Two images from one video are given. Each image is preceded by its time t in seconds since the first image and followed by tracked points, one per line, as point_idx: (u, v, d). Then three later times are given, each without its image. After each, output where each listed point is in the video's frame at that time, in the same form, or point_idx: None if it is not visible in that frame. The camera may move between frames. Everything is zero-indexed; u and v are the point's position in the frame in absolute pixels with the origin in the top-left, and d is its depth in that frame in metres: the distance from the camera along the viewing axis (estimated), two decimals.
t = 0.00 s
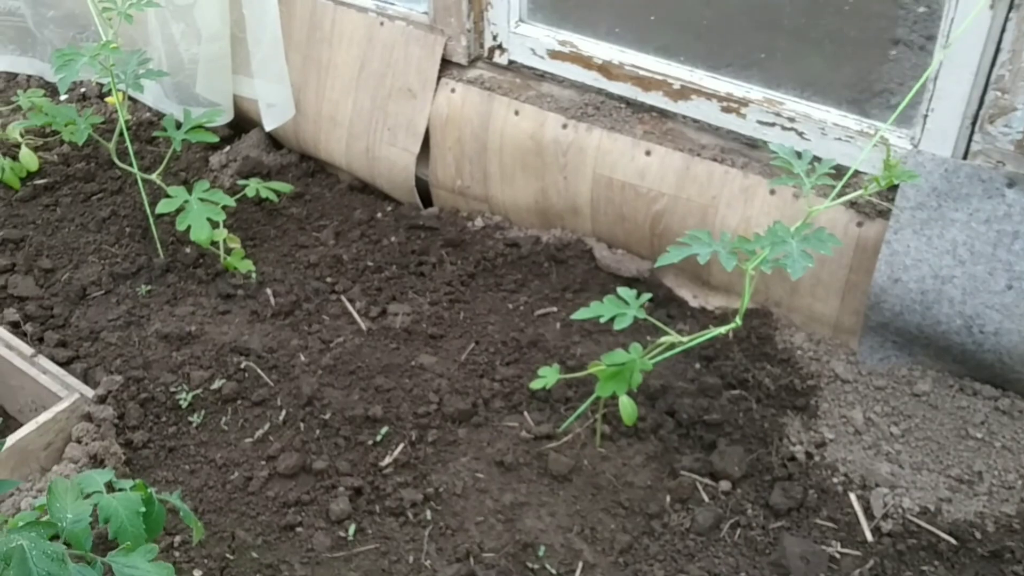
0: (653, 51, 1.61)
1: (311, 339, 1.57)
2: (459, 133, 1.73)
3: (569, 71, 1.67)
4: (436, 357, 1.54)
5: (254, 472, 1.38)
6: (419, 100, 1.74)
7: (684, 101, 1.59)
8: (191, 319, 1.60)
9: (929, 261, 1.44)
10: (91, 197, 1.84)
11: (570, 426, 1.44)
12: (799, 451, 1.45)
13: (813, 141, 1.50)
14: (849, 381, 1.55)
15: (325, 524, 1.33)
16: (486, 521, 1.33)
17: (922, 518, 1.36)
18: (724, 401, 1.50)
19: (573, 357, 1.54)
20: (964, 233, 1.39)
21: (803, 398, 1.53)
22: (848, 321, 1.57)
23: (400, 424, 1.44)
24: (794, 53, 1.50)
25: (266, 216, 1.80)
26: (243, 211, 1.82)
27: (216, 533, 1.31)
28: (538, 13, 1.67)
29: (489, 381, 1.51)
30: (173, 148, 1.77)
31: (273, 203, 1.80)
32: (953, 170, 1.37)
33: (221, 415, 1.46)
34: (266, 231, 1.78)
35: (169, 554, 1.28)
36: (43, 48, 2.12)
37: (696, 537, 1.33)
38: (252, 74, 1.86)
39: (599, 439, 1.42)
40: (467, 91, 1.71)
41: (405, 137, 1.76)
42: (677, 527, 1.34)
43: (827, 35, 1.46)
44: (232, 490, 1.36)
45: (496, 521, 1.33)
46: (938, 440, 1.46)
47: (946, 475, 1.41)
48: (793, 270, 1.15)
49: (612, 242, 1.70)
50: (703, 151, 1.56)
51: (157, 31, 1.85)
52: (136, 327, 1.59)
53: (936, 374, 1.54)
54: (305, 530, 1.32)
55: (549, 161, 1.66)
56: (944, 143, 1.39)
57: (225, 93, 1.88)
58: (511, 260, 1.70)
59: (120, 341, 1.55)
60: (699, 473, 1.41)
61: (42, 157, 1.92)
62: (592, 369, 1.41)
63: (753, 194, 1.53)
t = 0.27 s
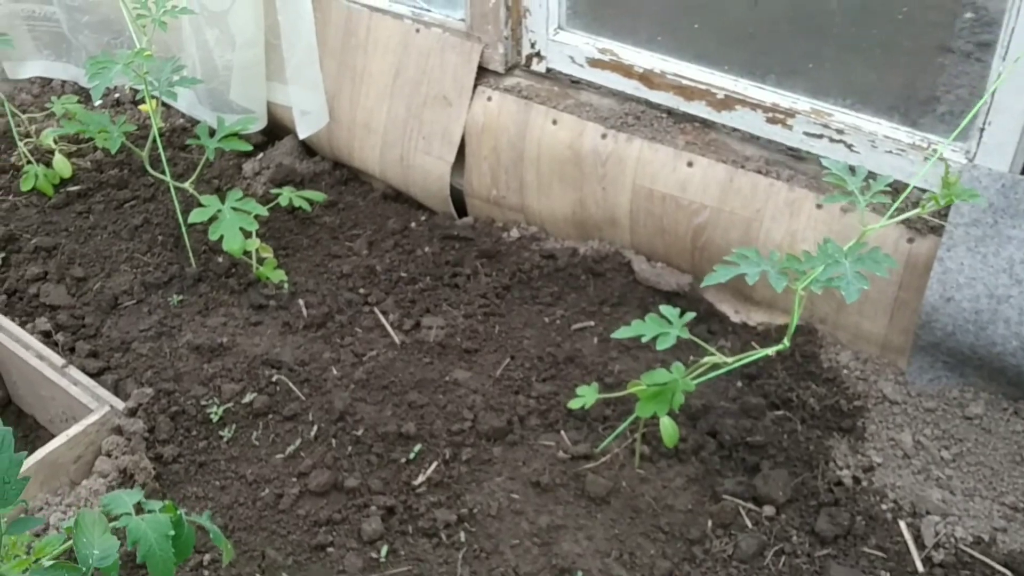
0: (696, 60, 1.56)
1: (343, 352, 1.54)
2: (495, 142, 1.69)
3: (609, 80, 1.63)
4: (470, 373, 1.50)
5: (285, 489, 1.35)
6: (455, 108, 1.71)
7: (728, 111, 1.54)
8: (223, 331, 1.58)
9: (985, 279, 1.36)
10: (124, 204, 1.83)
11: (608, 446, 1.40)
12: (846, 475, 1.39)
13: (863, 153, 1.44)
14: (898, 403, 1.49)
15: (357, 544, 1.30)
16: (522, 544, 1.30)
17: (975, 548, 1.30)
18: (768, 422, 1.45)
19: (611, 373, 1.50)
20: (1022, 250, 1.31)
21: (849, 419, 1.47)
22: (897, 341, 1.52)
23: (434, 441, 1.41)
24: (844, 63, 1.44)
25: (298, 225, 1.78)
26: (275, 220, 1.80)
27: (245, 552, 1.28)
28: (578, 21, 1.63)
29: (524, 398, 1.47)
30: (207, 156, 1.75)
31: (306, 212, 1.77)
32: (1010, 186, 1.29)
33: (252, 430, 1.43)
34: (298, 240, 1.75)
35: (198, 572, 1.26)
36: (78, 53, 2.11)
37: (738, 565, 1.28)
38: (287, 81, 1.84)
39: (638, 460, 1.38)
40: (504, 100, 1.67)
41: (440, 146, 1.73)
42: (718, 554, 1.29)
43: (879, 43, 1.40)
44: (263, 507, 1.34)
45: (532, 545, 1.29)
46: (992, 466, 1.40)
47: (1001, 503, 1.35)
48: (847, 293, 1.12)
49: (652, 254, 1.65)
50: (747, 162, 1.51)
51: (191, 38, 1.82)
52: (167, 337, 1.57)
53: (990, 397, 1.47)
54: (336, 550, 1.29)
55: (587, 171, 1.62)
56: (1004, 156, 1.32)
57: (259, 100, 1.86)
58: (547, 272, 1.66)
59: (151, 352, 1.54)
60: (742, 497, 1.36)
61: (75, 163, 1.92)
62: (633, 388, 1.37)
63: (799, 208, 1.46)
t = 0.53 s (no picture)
0: (738, 67, 1.52)
1: (375, 362, 1.52)
2: (531, 150, 1.66)
3: (648, 86, 1.59)
4: (503, 385, 1.48)
5: (315, 502, 1.33)
6: (490, 114, 1.68)
7: (770, 119, 1.49)
8: (254, 339, 1.56)
9: None
10: (156, 209, 1.83)
11: (645, 463, 1.37)
12: (891, 497, 1.35)
13: (910, 164, 1.38)
14: (945, 422, 1.44)
15: (388, 559, 1.27)
16: (556, 563, 1.26)
17: None
18: (810, 440, 1.41)
19: (648, 387, 1.46)
20: None
21: (894, 438, 1.43)
22: (944, 357, 1.46)
23: (466, 455, 1.38)
24: (893, 70, 1.39)
25: (330, 232, 1.76)
26: (307, 226, 1.78)
27: (275, 566, 1.26)
28: (616, 26, 1.60)
29: (559, 411, 1.44)
30: (239, 162, 1.74)
31: (338, 219, 1.76)
32: None
33: (282, 440, 1.42)
34: (330, 246, 1.74)
35: None
36: (112, 57, 2.12)
37: None
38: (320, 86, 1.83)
39: (676, 478, 1.35)
40: (539, 106, 1.64)
41: (474, 152, 1.70)
42: None
43: (929, 50, 1.35)
44: (292, 520, 1.31)
45: (566, 564, 1.26)
46: None
47: None
48: (899, 310, 1.08)
49: (690, 265, 1.61)
50: (790, 171, 1.47)
51: (224, 42, 1.81)
52: (198, 345, 1.56)
53: None
54: (366, 565, 1.26)
55: (624, 180, 1.58)
56: None
57: (292, 105, 1.85)
58: (582, 281, 1.63)
59: (181, 360, 1.53)
60: (783, 518, 1.32)
61: (108, 168, 1.92)
62: (672, 404, 1.33)
63: (843, 220, 1.42)
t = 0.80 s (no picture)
0: (783, 77, 1.49)
1: (412, 370, 1.51)
2: (570, 158, 1.65)
3: (691, 96, 1.57)
4: (541, 396, 1.47)
5: (351, 511, 1.33)
6: (529, 122, 1.67)
7: (816, 130, 1.46)
8: (292, 345, 1.57)
9: None
10: (196, 214, 1.84)
11: (684, 478, 1.35)
12: (936, 517, 1.32)
13: (959, 178, 1.35)
14: (992, 442, 1.41)
15: (423, 570, 1.26)
16: None
17: None
18: (852, 457, 1.38)
19: (687, 400, 1.44)
20: None
21: (939, 457, 1.40)
22: (991, 375, 1.43)
23: (503, 466, 1.37)
24: (942, 82, 1.35)
25: (368, 238, 1.76)
26: (345, 232, 1.78)
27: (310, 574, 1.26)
28: (658, 34, 1.59)
29: (596, 423, 1.42)
30: (279, 168, 1.75)
31: (375, 225, 1.76)
32: None
33: (319, 448, 1.42)
34: (368, 253, 1.74)
35: None
36: (153, 62, 2.13)
37: None
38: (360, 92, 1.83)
39: (715, 494, 1.33)
40: (580, 115, 1.63)
41: (513, 160, 1.70)
42: None
43: (982, 63, 1.31)
44: (328, 529, 1.31)
45: None
46: None
47: None
48: (952, 329, 1.06)
49: (730, 276, 1.59)
50: (835, 184, 1.44)
51: (267, 48, 1.83)
52: (236, 350, 1.57)
53: None
54: None
55: (665, 190, 1.57)
56: None
57: (331, 111, 1.85)
58: (621, 292, 1.61)
59: (220, 365, 1.54)
60: (825, 536, 1.29)
61: (149, 172, 1.94)
62: (713, 419, 1.32)
63: (889, 233, 1.39)
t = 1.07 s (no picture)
0: (828, 88, 1.47)
1: (448, 378, 1.52)
2: (610, 167, 1.64)
3: (734, 106, 1.56)
4: (577, 406, 1.46)
5: (386, 518, 1.33)
6: (569, 130, 1.66)
7: (860, 142, 1.44)
8: (329, 349, 1.58)
9: None
10: (236, 217, 1.86)
11: (722, 492, 1.34)
12: (980, 539, 1.29)
13: (1009, 193, 1.32)
14: None
15: None
16: None
17: None
18: (894, 475, 1.36)
19: (725, 413, 1.43)
20: None
21: (983, 476, 1.37)
22: None
23: (539, 476, 1.37)
24: (992, 94, 1.32)
25: (406, 244, 1.77)
26: (383, 237, 1.79)
27: None
28: (702, 43, 1.57)
29: (633, 435, 1.41)
30: (319, 173, 1.76)
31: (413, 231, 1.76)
32: None
33: (355, 454, 1.42)
34: (405, 258, 1.74)
35: None
36: (196, 65, 2.16)
37: None
38: (400, 97, 1.84)
39: (753, 509, 1.31)
40: (620, 123, 1.62)
41: (552, 168, 1.69)
42: None
43: None
44: (364, 536, 1.31)
45: None
46: None
47: None
48: (1002, 352, 1.03)
49: (770, 288, 1.58)
50: (879, 197, 1.42)
51: (308, 53, 1.85)
52: (275, 354, 1.58)
53: None
54: None
55: (705, 201, 1.56)
56: None
57: (371, 116, 1.86)
58: (659, 302, 1.60)
59: (258, 368, 1.55)
60: (865, 555, 1.27)
61: (190, 174, 1.96)
62: (753, 435, 1.30)
63: (934, 248, 1.37)
